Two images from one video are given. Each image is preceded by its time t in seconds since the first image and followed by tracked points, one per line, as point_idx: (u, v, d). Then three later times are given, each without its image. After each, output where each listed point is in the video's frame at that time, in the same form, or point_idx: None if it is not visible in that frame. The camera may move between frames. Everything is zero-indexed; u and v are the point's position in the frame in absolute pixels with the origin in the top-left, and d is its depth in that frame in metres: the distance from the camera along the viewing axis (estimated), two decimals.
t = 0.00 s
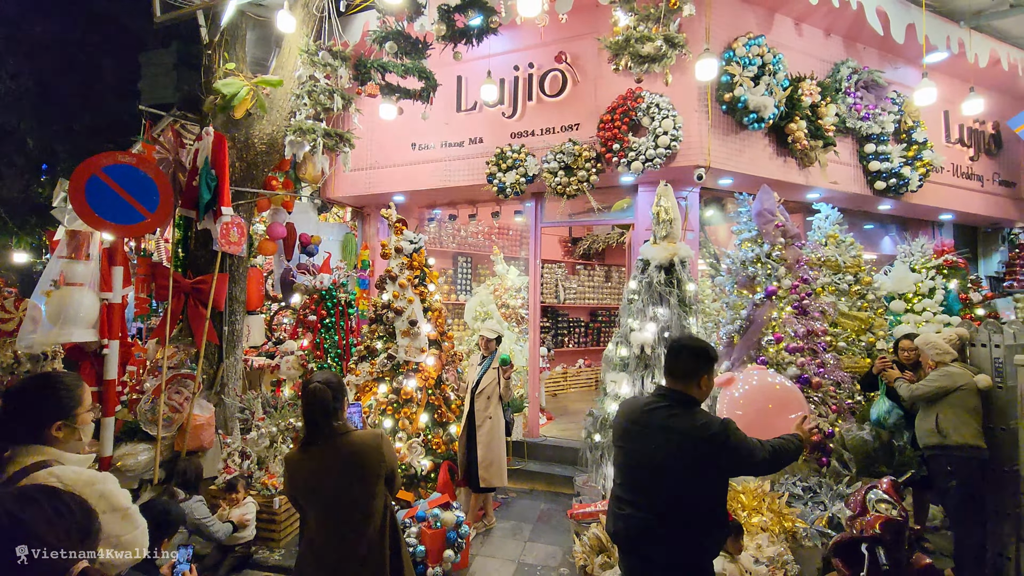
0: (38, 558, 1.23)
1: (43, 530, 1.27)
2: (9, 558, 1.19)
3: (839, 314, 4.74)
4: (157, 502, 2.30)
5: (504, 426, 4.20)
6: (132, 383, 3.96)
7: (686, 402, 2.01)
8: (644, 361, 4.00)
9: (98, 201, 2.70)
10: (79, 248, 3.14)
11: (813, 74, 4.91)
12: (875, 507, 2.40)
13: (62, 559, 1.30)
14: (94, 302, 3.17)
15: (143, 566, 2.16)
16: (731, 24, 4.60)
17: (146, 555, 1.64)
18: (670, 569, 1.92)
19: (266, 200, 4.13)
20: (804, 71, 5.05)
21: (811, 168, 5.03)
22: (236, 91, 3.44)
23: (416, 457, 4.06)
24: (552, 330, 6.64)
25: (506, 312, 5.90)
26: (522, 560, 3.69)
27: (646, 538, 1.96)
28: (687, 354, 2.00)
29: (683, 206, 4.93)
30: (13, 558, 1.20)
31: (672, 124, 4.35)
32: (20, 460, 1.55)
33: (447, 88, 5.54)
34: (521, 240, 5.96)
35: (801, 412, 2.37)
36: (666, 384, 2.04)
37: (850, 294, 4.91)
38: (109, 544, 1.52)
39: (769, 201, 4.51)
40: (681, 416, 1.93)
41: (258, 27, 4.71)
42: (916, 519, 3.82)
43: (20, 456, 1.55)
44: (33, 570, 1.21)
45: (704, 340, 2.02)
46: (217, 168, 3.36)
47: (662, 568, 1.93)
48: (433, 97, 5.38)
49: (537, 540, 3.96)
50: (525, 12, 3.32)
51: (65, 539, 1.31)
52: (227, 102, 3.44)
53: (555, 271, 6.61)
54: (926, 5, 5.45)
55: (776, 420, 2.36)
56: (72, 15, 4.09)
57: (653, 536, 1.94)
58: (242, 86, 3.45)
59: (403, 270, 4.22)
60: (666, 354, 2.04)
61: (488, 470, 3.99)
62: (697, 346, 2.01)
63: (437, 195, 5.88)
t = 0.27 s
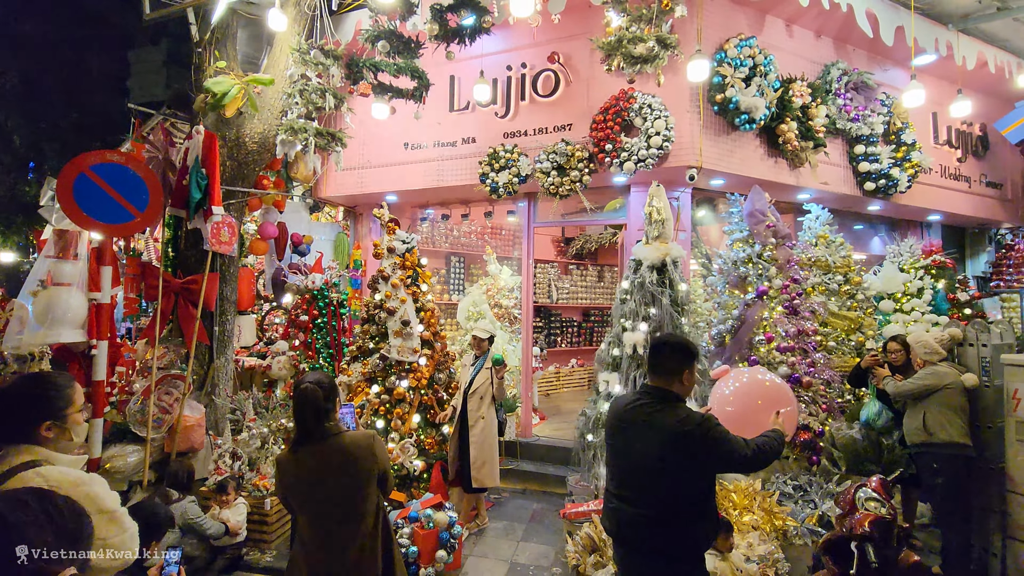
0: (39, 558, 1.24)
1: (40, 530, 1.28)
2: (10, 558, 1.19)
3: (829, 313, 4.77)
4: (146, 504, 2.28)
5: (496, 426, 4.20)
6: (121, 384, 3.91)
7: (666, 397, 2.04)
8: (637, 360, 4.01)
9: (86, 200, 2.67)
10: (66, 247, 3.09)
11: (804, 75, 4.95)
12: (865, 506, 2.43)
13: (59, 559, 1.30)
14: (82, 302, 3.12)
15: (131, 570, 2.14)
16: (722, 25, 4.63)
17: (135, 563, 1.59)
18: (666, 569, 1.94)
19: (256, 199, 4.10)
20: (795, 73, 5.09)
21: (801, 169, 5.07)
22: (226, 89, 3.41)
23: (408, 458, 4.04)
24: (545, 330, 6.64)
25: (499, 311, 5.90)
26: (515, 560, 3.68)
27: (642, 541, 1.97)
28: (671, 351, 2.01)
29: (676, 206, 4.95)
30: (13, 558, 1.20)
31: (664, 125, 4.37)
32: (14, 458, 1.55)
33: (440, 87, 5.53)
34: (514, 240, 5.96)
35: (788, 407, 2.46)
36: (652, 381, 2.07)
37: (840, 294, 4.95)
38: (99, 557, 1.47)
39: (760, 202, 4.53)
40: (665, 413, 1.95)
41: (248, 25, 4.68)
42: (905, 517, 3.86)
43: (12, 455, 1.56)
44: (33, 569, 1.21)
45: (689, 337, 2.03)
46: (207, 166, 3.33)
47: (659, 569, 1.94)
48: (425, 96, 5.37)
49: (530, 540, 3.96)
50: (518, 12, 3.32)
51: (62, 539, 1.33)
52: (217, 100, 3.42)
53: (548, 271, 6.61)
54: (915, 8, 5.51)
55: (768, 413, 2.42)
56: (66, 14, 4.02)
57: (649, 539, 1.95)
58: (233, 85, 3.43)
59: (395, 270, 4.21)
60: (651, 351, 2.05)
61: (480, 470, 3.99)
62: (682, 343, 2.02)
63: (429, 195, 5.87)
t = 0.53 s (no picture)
0: (37, 558, 1.27)
1: (38, 528, 1.31)
2: (10, 557, 1.22)
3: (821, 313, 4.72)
4: (136, 505, 2.26)
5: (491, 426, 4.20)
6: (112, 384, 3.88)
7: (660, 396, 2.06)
8: (631, 360, 4.02)
9: (76, 200, 2.65)
10: (57, 247, 3.00)
11: (797, 76, 4.98)
12: (858, 504, 2.42)
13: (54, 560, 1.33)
14: (73, 301, 3.08)
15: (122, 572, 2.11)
16: (716, 26, 4.65)
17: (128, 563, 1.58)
18: (662, 569, 1.95)
19: (249, 199, 4.07)
20: (788, 73, 5.11)
21: (795, 169, 5.09)
22: (219, 88, 3.39)
23: (403, 458, 4.03)
24: (540, 330, 6.63)
25: (493, 311, 5.89)
26: (509, 560, 3.69)
27: (639, 543, 1.96)
28: (662, 349, 2.03)
29: (670, 206, 4.96)
30: (13, 558, 1.23)
31: (659, 125, 4.38)
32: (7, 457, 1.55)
33: (434, 87, 5.52)
34: (509, 240, 5.96)
35: (793, 408, 2.44)
36: (644, 379, 2.09)
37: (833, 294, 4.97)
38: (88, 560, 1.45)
39: (754, 202, 4.55)
40: (658, 411, 1.97)
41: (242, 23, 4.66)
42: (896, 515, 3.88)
43: (7, 455, 1.56)
44: (32, 569, 1.23)
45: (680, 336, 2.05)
46: (199, 165, 3.30)
47: (655, 569, 1.94)
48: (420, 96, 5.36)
49: (524, 540, 3.96)
50: (513, 11, 3.32)
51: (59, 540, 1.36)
52: (210, 99, 3.39)
53: (543, 270, 6.61)
54: (906, 10, 5.55)
55: (774, 414, 2.39)
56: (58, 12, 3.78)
57: (646, 540, 1.95)
58: (226, 83, 3.40)
59: (389, 270, 4.20)
60: (643, 350, 2.07)
61: (475, 471, 3.98)
62: (669, 342, 2.04)
63: (424, 194, 5.86)
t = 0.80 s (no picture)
0: (38, 557, 1.29)
1: (40, 528, 1.32)
2: (11, 557, 1.23)
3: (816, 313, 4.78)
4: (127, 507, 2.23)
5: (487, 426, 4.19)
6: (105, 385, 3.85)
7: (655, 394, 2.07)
8: (627, 360, 4.02)
9: (67, 199, 2.61)
10: (49, 246, 3.03)
11: (792, 77, 5.00)
12: (852, 504, 2.44)
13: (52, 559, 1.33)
14: (65, 301, 3.05)
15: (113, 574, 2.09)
16: (712, 26, 4.65)
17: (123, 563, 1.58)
18: (661, 568, 1.94)
19: (244, 198, 4.05)
20: (784, 74, 5.13)
21: (789, 170, 5.11)
22: (213, 86, 3.37)
23: (398, 458, 4.01)
24: (535, 330, 6.62)
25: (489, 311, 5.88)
26: (504, 560, 3.68)
27: (635, 543, 1.96)
28: (658, 349, 2.03)
29: (666, 206, 4.97)
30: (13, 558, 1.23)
31: (655, 125, 4.38)
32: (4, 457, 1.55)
33: (430, 86, 5.51)
34: (504, 240, 5.95)
35: (805, 412, 2.41)
36: (640, 378, 2.10)
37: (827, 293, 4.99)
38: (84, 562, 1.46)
39: (749, 202, 4.56)
40: (652, 408, 1.97)
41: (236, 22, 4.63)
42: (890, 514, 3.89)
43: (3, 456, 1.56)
44: (32, 569, 1.25)
45: (674, 335, 2.06)
46: (193, 164, 3.28)
47: (653, 569, 1.93)
48: (416, 95, 5.34)
49: (519, 540, 3.95)
50: (508, 10, 3.31)
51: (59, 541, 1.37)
52: (204, 97, 3.37)
53: (538, 270, 6.60)
54: (900, 11, 5.58)
55: (786, 419, 2.36)
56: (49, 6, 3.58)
57: (641, 540, 1.95)
58: (220, 82, 3.38)
59: (385, 270, 4.18)
60: (638, 349, 2.08)
61: (470, 471, 3.97)
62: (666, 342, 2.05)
63: (420, 194, 5.85)
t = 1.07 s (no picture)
0: (38, 557, 1.33)
1: (29, 530, 1.34)
2: (10, 557, 1.28)
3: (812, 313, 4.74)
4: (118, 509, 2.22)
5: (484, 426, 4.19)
6: (99, 386, 3.83)
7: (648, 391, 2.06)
8: (623, 360, 4.03)
9: (63, 200, 2.61)
10: (43, 245, 2.95)
11: (788, 77, 5.01)
12: (848, 503, 2.46)
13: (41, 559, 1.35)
14: (59, 301, 3.02)
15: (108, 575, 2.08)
16: (708, 26, 4.66)
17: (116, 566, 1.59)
18: (660, 567, 1.94)
19: (239, 197, 4.04)
20: (780, 74, 5.14)
21: (786, 170, 5.13)
22: (208, 85, 3.34)
23: (394, 458, 4.01)
24: (532, 330, 6.62)
25: (486, 311, 5.86)
26: (501, 560, 3.67)
27: (633, 541, 1.97)
28: (651, 347, 2.03)
29: (662, 206, 4.98)
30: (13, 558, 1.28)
31: (651, 125, 4.39)
32: None
33: (426, 86, 5.51)
34: (501, 240, 5.95)
35: (807, 413, 2.41)
36: (633, 376, 2.09)
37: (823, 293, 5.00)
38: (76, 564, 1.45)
39: (746, 203, 4.56)
40: (647, 405, 1.97)
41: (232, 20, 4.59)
42: (886, 514, 3.90)
43: None
44: (32, 569, 1.29)
45: (667, 334, 2.06)
46: (189, 163, 3.26)
47: (652, 567, 1.94)
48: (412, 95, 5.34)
49: (517, 540, 3.95)
50: (506, 10, 3.30)
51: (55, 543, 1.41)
52: (199, 96, 3.35)
53: (535, 270, 6.60)
54: (896, 12, 5.60)
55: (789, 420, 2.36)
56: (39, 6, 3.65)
57: (640, 539, 1.95)
58: (215, 80, 3.36)
59: (381, 270, 4.16)
60: (632, 348, 2.07)
61: (466, 471, 3.96)
62: (660, 341, 2.04)
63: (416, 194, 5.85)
